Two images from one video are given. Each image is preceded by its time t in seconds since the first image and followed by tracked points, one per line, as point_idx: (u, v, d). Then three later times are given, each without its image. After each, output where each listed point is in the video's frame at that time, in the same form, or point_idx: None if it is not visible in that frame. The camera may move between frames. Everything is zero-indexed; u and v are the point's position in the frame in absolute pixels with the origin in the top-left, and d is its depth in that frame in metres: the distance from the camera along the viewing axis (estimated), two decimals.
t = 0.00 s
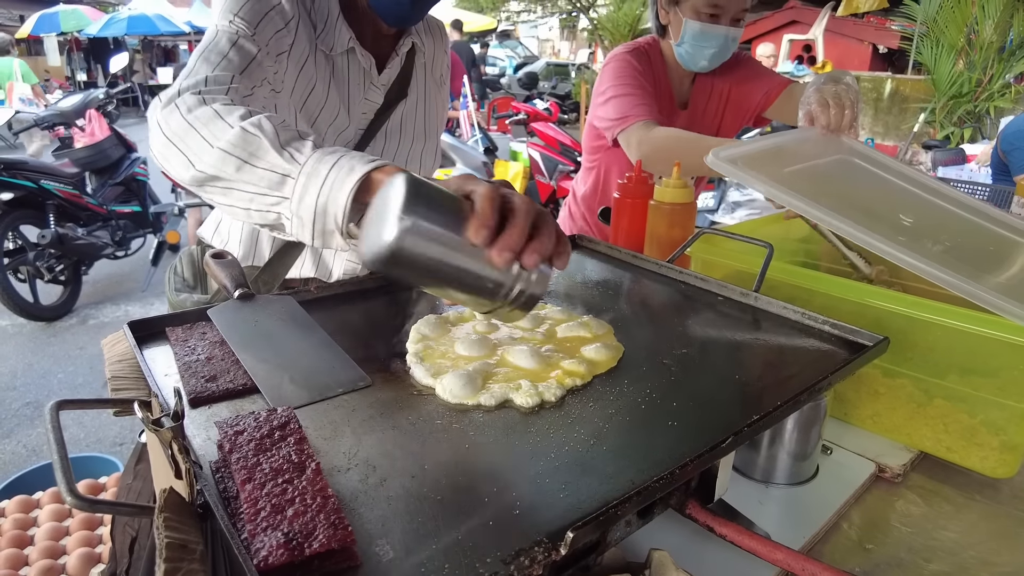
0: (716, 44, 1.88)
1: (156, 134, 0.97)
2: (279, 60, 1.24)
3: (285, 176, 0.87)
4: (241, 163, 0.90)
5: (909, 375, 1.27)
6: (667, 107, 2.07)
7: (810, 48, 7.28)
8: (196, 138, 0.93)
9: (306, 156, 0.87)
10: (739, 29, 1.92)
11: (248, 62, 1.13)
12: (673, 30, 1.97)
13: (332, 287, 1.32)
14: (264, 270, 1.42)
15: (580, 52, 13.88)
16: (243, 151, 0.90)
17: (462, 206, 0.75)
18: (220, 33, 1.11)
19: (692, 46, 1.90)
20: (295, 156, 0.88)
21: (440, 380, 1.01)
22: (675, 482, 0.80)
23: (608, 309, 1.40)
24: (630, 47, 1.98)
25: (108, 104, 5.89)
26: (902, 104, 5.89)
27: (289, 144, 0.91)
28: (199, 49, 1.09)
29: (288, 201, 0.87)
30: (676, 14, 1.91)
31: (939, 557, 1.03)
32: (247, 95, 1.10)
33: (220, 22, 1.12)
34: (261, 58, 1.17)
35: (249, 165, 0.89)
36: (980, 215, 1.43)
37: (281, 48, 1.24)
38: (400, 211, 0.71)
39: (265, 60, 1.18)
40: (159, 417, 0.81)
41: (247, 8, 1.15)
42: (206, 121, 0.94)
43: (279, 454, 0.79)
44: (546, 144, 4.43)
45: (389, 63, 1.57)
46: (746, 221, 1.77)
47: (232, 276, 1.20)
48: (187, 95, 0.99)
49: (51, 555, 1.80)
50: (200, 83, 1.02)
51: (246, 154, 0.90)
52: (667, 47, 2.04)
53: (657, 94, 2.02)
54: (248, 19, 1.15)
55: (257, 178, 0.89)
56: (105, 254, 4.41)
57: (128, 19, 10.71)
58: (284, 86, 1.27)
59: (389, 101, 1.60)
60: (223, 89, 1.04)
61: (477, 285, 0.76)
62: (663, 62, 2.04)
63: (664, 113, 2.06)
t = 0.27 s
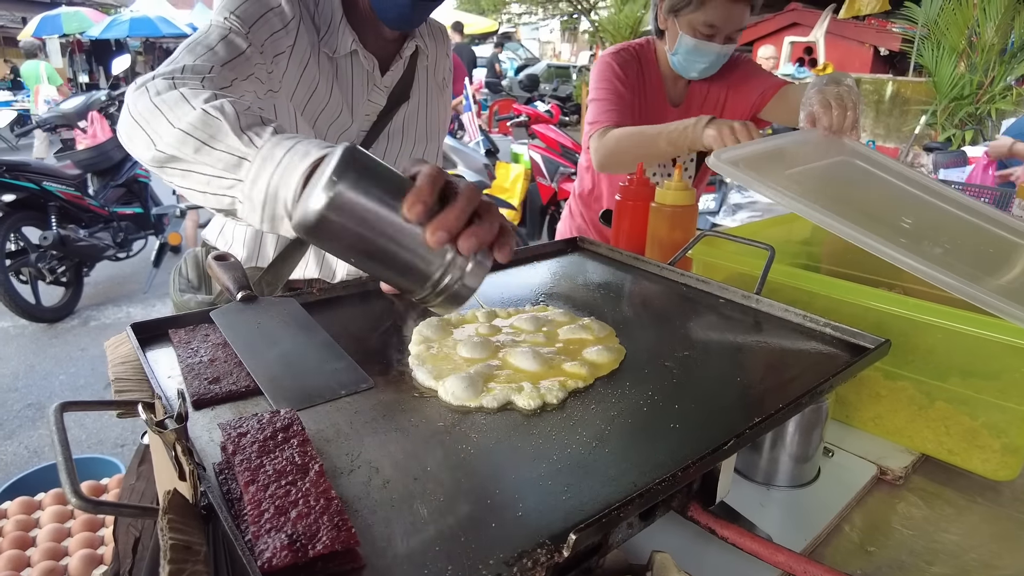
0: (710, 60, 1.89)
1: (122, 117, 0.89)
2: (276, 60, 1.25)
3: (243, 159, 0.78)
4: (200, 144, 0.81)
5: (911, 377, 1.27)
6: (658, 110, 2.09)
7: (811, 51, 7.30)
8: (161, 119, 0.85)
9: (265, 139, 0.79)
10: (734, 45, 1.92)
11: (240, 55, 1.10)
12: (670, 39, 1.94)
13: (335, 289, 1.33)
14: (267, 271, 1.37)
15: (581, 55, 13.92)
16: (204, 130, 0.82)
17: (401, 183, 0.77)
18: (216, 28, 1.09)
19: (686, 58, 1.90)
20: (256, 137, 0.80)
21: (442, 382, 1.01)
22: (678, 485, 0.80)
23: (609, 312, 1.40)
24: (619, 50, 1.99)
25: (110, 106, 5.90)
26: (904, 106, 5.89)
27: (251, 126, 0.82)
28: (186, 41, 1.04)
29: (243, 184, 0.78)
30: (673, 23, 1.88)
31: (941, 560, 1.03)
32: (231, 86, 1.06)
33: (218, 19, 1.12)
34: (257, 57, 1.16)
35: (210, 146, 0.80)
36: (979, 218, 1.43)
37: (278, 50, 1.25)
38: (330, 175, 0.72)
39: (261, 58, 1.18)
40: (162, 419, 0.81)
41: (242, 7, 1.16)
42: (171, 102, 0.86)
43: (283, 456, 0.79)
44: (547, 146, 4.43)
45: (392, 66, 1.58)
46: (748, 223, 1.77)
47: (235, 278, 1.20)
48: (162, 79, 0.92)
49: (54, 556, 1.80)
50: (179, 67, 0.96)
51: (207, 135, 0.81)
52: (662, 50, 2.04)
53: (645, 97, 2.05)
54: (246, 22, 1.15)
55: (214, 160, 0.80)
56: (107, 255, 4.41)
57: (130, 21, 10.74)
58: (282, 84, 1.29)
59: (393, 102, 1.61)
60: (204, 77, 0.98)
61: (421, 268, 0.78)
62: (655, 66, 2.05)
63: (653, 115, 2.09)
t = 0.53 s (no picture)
0: (706, 80, 1.96)
1: (161, 142, 0.98)
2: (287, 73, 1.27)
3: (285, 171, 0.88)
4: (242, 160, 0.91)
5: (911, 386, 1.27)
6: (647, 116, 2.15)
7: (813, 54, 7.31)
8: (197, 140, 0.94)
9: (306, 151, 0.89)
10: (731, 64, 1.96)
11: (257, 69, 1.14)
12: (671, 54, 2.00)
13: (339, 297, 1.34)
14: (267, 278, 1.37)
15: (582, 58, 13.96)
16: (245, 148, 0.91)
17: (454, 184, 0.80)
18: (228, 43, 1.12)
19: (683, 76, 1.97)
20: (297, 149, 0.90)
21: (446, 393, 1.02)
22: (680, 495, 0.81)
23: (611, 320, 1.42)
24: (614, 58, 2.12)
25: (113, 109, 5.92)
26: (905, 110, 5.91)
27: (290, 139, 0.92)
28: (206, 59, 1.08)
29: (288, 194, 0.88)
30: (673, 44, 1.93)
31: (942, 568, 1.04)
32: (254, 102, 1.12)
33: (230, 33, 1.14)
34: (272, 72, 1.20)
35: (250, 162, 0.90)
36: (968, 244, 1.53)
37: (287, 60, 1.27)
38: (398, 191, 0.76)
39: (275, 72, 1.21)
40: (172, 430, 0.82)
41: (252, 21, 1.18)
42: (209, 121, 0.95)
43: (290, 467, 0.80)
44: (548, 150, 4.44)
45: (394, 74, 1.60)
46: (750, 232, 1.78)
47: (241, 286, 1.21)
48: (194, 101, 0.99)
49: (57, 561, 1.81)
50: (205, 85, 1.03)
51: (248, 150, 0.91)
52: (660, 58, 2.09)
53: (631, 102, 2.13)
54: (255, 34, 1.17)
55: (258, 174, 0.90)
56: (110, 258, 4.43)
57: (133, 24, 10.77)
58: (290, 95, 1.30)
59: (394, 111, 1.62)
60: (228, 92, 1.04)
61: (484, 263, 0.82)
62: (649, 71, 2.11)
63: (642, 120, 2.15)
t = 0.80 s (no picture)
0: (704, 93, 1.97)
1: (196, 175, 1.02)
2: (297, 92, 1.28)
3: (338, 206, 0.95)
4: (296, 197, 0.96)
5: (911, 401, 1.28)
6: (647, 127, 2.17)
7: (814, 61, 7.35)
8: (238, 173, 0.98)
9: (355, 186, 0.96)
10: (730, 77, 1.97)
11: (275, 96, 1.17)
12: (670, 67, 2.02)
13: (344, 313, 1.35)
14: (272, 291, 1.47)
15: (584, 64, 14.02)
16: (295, 185, 0.96)
17: (517, 206, 0.91)
18: (243, 67, 1.14)
19: (682, 89, 1.98)
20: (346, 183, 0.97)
21: (450, 410, 1.04)
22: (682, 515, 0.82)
23: (613, 335, 1.43)
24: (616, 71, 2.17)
25: (117, 116, 5.96)
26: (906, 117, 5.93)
27: (336, 173, 0.98)
28: (223, 88, 1.12)
29: (343, 227, 0.95)
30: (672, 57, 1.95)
31: None
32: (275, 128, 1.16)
33: (243, 56, 1.16)
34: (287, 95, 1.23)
35: (305, 199, 0.96)
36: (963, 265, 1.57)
37: (299, 79, 1.28)
38: (473, 217, 0.86)
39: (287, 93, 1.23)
40: (180, 450, 0.83)
41: (263, 44, 1.20)
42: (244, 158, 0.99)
43: (296, 487, 0.81)
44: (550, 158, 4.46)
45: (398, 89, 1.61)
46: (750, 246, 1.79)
47: (246, 303, 1.22)
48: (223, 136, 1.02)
49: (62, 571, 1.82)
50: (232, 118, 1.06)
51: (297, 189, 0.96)
52: (661, 70, 2.11)
53: (630, 112, 2.15)
54: (268, 56, 1.19)
55: (312, 210, 0.96)
56: (113, 265, 4.45)
57: (137, 31, 10.84)
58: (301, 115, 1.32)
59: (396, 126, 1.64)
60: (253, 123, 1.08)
61: (542, 273, 0.94)
62: (649, 82, 2.14)
63: (642, 131, 2.17)
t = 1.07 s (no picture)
0: (704, 99, 1.97)
1: (184, 165, 1.00)
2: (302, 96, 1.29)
3: (327, 200, 0.94)
4: (282, 189, 0.95)
5: (914, 408, 1.27)
6: (648, 133, 2.17)
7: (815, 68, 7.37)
8: (230, 166, 0.97)
9: (344, 180, 0.95)
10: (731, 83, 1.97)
11: (275, 96, 1.17)
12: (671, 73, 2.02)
13: (344, 319, 1.34)
14: (281, 295, 1.42)
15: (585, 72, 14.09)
16: (282, 176, 0.95)
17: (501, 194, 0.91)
18: (244, 66, 1.15)
19: (682, 95, 1.99)
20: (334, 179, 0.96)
21: (449, 418, 1.03)
22: (682, 525, 0.81)
23: (614, 342, 1.42)
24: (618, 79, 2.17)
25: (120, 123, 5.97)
26: (908, 124, 5.94)
27: (326, 169, 0.98)
28: (224, 84, 1.12)
29: (330, 221, 0.94)
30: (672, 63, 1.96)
31: None
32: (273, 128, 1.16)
33: (248, 56, 1.17)
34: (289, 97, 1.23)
35: (292, 191, 0.95)
36: (967, 273, 1.56)
37: (303, 84, 1.29)
38: (453, 204, 0.84)
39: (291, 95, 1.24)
40: (176, 457, 0.83)
41: (270, 45, 1.21)
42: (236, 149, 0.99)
43: (293, 494, 0.81)
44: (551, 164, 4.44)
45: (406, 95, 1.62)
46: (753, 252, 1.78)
47: (246, 309, 1.22)
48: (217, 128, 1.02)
49: None
50: (228, 113, 1.06)
51: (283, 180, 0.95)
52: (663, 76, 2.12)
53: (632, 119, 2.16)
54: (273, 58, 1.20)
55: (299, 202, 0.95)
56: (115, 271, 4.45)
57: (140, 38, 10.91)
58: (307, 118, 1.33)
59: (404, 130, 1.64)
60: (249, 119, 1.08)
61: (528, 265, 0.91)
62: (651, 88, 2.14)
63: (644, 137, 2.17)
